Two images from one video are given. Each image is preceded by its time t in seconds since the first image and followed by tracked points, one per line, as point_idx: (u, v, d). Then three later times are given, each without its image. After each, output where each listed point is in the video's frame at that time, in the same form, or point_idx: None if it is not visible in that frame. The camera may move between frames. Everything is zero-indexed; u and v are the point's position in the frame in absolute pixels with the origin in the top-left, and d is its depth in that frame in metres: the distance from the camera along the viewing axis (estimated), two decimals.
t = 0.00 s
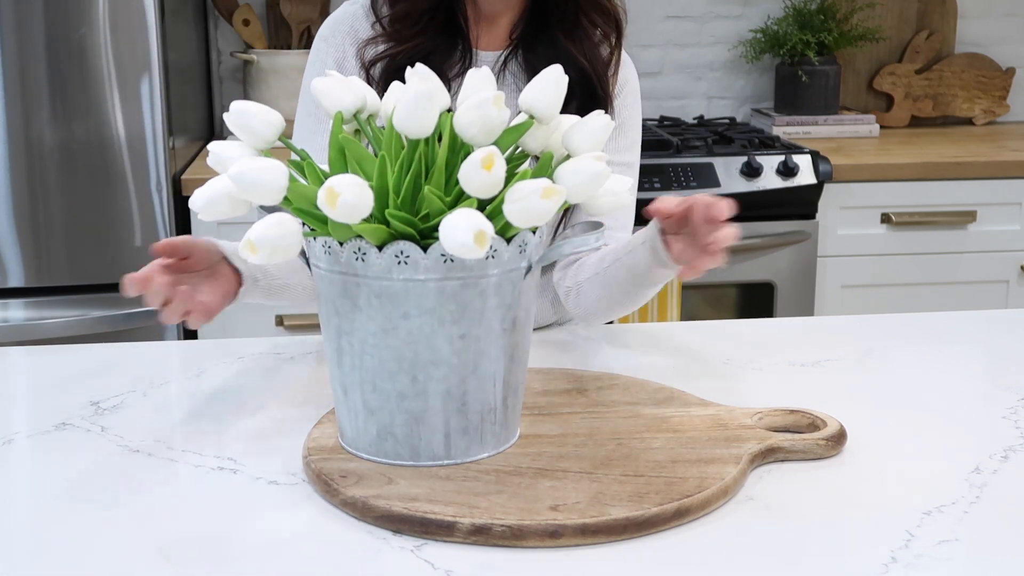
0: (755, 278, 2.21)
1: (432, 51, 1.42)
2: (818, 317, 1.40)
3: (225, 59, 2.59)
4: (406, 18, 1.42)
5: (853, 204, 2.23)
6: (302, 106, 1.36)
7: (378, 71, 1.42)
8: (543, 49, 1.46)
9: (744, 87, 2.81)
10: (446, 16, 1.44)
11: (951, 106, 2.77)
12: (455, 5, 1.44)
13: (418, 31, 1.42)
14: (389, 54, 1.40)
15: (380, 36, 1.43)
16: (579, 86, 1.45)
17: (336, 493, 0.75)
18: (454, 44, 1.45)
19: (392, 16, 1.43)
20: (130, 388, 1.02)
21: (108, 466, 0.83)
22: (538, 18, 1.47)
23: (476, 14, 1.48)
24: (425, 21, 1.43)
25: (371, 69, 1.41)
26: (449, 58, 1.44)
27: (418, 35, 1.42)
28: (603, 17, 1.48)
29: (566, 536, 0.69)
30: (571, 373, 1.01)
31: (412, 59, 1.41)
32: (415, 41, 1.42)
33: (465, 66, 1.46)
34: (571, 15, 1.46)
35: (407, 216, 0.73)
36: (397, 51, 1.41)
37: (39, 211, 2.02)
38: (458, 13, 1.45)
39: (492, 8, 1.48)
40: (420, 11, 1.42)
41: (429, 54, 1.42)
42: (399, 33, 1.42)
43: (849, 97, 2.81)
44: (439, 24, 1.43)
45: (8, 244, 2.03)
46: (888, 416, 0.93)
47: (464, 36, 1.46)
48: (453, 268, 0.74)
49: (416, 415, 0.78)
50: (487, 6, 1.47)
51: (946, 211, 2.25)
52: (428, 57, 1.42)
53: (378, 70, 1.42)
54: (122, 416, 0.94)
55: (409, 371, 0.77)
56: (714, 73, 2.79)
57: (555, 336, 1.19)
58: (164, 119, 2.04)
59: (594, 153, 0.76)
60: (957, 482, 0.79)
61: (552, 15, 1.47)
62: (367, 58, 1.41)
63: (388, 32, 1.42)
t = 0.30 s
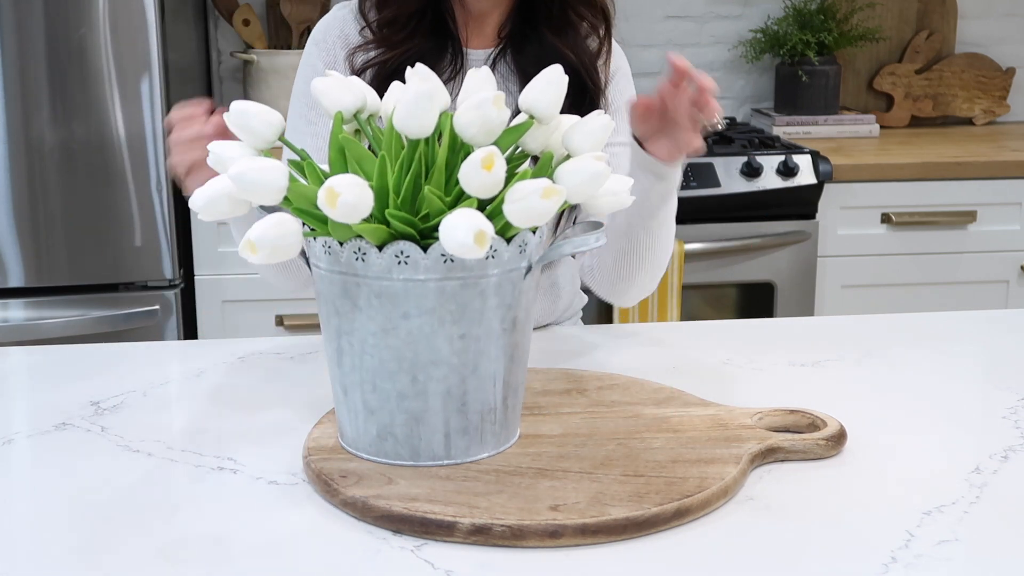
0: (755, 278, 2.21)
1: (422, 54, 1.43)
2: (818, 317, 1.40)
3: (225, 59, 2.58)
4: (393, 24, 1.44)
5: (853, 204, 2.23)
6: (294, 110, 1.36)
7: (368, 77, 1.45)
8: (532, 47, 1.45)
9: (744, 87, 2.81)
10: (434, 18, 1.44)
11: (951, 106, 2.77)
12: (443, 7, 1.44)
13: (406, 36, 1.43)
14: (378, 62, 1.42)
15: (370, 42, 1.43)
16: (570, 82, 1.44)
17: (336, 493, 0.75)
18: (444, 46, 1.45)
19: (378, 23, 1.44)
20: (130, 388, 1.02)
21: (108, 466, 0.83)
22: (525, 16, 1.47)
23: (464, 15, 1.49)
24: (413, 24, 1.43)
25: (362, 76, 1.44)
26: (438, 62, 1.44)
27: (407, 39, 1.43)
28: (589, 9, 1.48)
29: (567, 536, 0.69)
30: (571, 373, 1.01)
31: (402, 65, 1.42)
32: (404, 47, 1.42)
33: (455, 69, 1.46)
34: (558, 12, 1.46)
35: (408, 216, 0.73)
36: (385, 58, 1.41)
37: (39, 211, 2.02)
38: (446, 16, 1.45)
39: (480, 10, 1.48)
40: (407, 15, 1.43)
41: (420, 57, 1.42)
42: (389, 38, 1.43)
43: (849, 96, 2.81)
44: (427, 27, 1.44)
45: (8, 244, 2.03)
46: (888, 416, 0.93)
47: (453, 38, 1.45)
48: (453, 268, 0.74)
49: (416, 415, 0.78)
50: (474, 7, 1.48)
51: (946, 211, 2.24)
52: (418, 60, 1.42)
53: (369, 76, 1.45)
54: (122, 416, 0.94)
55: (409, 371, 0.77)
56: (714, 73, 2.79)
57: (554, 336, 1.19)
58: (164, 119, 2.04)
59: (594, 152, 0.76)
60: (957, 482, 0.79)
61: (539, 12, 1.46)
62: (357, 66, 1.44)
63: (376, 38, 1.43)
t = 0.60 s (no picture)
0: (755, 278, 2.21)
1: (412, 54, 1.43)
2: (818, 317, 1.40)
3: (225, 59, 2.58)
4: (384, 26, 1.45)
5: (853, 204, 2.23)
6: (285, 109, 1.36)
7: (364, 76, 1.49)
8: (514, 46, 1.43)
9: (744, 87, 2.81)
10: (423, 19, 1.44)
11: (950, 107, 2.77)
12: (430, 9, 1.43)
13: (397, 38, 1.44)
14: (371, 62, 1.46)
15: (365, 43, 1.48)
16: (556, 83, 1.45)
17: (336, 493, 0.75)
18: (434, 46, 1.45)
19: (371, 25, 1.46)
20: (130, 388, 1.02)
21: (108, 465, 0.83)
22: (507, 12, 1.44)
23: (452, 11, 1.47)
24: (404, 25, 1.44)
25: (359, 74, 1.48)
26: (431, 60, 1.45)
27: (399, 40, 1.44)
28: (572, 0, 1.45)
29: (567, 536, 0.69)
30: (571, 373, 1.01)
31: (395, 65, 1.44)
32: (396, 47, 1.44)
33: (447, 67, 1.46)
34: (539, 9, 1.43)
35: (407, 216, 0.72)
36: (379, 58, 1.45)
37: (39, 211, 2.02)
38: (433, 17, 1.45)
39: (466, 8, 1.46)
40: (397, 17, 1.44)
41: (412, 57, 1.43)
42: (383, 39, 1.45)
43: (849, 96, 2.81)
44: (417, 28, 1.44)
45: (8, 244, 2.03)
46: (888, 416, 0.93)
47: (443, 36, 1.45)
48: (452, 268, 0.74)
49: (416, 415, 0.78)
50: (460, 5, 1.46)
51: (946, 211, 2.24)
52: (410, 61, 1.43)
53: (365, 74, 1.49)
54: (122, 416, 0.94)
55: (409, 371, 0.77)
56: (715, 73, 2.79)
57: (555, 336, 1.19)
58: (164, 119, 2.04)
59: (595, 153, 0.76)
60: (957, 482, 0.79)
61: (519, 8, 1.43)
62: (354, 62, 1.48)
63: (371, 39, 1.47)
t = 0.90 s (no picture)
0: (755, 278, 2.21)
1: (409, 58, 1.43)
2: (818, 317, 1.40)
3: (225, 59, 2.58)
4: (379, 31, 1.44)
5: (853, 204, 2.23)
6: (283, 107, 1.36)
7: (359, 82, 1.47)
8: (509, 50, 1.45)
9: (743, 87, 2.81)
10: (418, 24, 1.43)
11: (950, 106, 2.77)
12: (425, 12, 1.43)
13: (392, 43, 1.43)
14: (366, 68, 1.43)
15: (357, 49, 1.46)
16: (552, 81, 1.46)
17: (336, 493, 0.75)
18: (430, 50, 1.45)
19: (364, 30, 1.45)
20: (130, 388, 1.02)
21: (107, 466, 0.83)
22: (500, 16, 1.46)
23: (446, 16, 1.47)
24: (399, 31, 1.43)
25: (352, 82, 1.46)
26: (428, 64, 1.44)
27: (394, 45, 1.43)
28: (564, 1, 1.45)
29: (567, 536, 0.69)
30: (571, 373, 1.01)
31: (392, 70, 1.43)
32: (392, 52, 1.43)
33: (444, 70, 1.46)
34: (532, 11, 1.43)
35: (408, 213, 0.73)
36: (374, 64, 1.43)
37: (39, 211, 2.02)
38: (427, 19, 1.43)
39: (460, 11, 1.47)
40: (391, 23, 1.43)
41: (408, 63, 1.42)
42: (377, 45, 1.44)
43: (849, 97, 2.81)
44: (412, 33, 1.43)
45: (8, 244, 2.03)
46: (888, 416, 0.93)
47: (438, 40, 1.45)
48: (452, 267, 0.74)
49: (416, 414, 0.78)
50: (454, 10, 1.46)
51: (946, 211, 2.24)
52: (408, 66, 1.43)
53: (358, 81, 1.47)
54: (122, 416, 0.94)
55: (409, 370, 0.77)
56: (714, 73, 2.79)
57: (554, 336, 1.19)
58: (164, 119, 2.04)
59: (597, 153, 0.76)
60: (957, 482, 0.79)
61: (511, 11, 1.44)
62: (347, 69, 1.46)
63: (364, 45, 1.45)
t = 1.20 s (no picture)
0: (755, 278, 2.21)
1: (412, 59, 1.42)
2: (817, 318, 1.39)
3: (225, 59, 2.58)
4: (383, 32, 1.43)
5: (853, 204, 2.23)
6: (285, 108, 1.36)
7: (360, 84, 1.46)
8: (513, 48, 1.45)
9: (743, 87, 2.81)
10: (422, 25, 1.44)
11: (950, 106, 2.77)
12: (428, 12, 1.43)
13: (396, 45, 1.43)
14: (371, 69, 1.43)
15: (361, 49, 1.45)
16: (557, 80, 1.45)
17: (336, 493, 0.75)
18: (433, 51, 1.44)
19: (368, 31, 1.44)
20: (130, 388, 1.02)
21: (107, 466, 0.83)
22: (501, 15, 1.46)
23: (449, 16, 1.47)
24: (401, 33, 1.43)
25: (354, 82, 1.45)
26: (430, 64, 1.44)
27: (398, 45, 1.43)
28: None
29: (566, 536, 0.69)
30: (571, 373, 1.01)
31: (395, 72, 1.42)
32: (395, 54, 1.42)
33: (447, 70, 1.46)
34: (535, 9, 1.44)
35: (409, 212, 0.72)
36: (379, 64, 1.42)
37: (38, 210, 2.02)
38: (430, 19, 1.44)
39: (463, 10, 1.47)
40: (394, 24, 1.43)
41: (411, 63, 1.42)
42: (382, 46, 1.43)
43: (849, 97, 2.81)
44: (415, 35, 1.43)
45: (8, 244, 2.03)
46: (888, 416, 0.93)
47: (441, 40, 1.44)
48: (452, 267, 0.74)
49: (416, 414, 0.78)
50: (455, 8, 1.46)
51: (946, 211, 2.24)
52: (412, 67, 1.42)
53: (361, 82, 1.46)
54: (122, 416, 0.94)
55: (410, 370, 0.77)
56: (714, 73, 2.79)
57: (554, 336, 1.19)
58: (164, 119, 2.04)
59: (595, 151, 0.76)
60: (957, 482, 0.79)
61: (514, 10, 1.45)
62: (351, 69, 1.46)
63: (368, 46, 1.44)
